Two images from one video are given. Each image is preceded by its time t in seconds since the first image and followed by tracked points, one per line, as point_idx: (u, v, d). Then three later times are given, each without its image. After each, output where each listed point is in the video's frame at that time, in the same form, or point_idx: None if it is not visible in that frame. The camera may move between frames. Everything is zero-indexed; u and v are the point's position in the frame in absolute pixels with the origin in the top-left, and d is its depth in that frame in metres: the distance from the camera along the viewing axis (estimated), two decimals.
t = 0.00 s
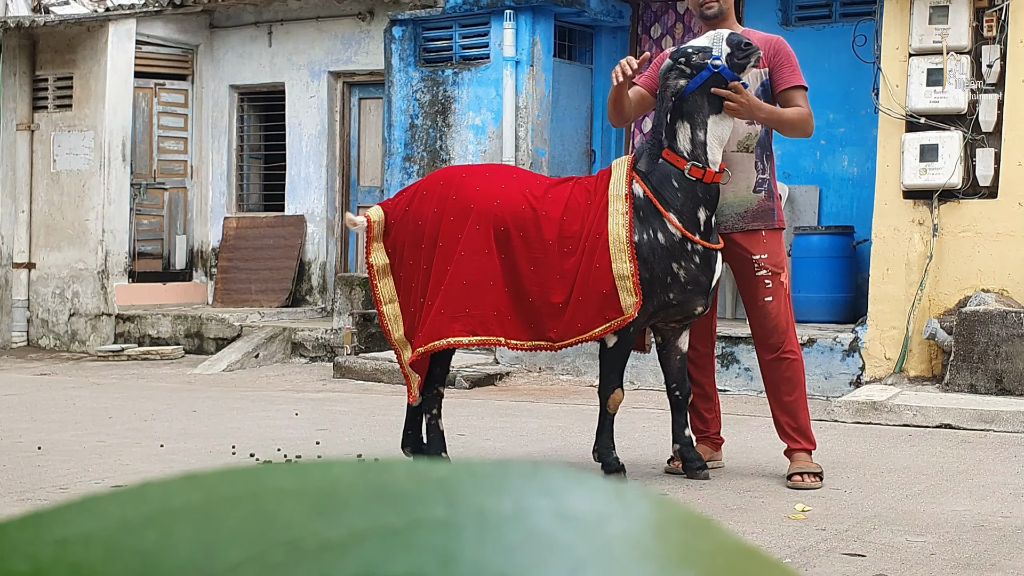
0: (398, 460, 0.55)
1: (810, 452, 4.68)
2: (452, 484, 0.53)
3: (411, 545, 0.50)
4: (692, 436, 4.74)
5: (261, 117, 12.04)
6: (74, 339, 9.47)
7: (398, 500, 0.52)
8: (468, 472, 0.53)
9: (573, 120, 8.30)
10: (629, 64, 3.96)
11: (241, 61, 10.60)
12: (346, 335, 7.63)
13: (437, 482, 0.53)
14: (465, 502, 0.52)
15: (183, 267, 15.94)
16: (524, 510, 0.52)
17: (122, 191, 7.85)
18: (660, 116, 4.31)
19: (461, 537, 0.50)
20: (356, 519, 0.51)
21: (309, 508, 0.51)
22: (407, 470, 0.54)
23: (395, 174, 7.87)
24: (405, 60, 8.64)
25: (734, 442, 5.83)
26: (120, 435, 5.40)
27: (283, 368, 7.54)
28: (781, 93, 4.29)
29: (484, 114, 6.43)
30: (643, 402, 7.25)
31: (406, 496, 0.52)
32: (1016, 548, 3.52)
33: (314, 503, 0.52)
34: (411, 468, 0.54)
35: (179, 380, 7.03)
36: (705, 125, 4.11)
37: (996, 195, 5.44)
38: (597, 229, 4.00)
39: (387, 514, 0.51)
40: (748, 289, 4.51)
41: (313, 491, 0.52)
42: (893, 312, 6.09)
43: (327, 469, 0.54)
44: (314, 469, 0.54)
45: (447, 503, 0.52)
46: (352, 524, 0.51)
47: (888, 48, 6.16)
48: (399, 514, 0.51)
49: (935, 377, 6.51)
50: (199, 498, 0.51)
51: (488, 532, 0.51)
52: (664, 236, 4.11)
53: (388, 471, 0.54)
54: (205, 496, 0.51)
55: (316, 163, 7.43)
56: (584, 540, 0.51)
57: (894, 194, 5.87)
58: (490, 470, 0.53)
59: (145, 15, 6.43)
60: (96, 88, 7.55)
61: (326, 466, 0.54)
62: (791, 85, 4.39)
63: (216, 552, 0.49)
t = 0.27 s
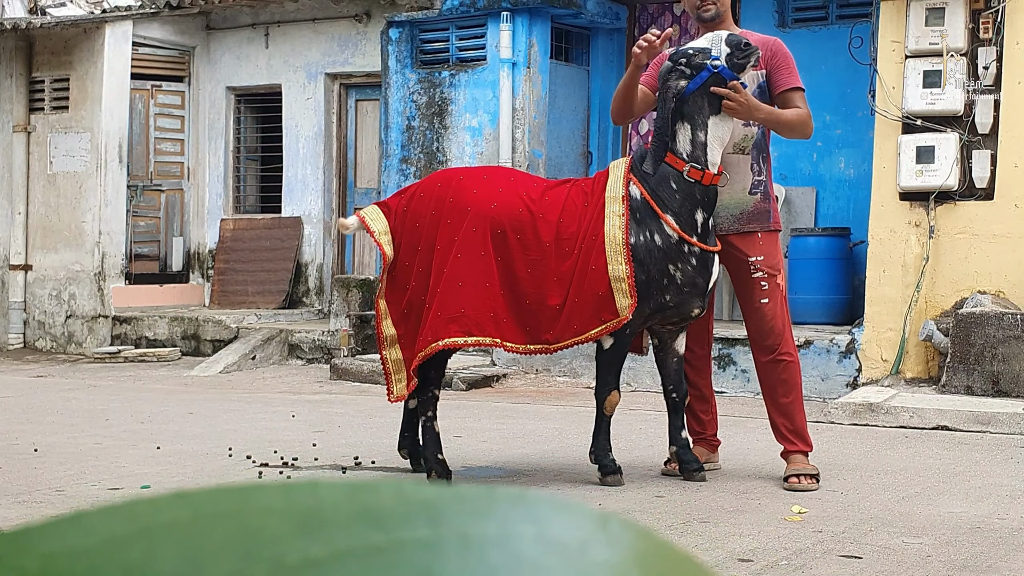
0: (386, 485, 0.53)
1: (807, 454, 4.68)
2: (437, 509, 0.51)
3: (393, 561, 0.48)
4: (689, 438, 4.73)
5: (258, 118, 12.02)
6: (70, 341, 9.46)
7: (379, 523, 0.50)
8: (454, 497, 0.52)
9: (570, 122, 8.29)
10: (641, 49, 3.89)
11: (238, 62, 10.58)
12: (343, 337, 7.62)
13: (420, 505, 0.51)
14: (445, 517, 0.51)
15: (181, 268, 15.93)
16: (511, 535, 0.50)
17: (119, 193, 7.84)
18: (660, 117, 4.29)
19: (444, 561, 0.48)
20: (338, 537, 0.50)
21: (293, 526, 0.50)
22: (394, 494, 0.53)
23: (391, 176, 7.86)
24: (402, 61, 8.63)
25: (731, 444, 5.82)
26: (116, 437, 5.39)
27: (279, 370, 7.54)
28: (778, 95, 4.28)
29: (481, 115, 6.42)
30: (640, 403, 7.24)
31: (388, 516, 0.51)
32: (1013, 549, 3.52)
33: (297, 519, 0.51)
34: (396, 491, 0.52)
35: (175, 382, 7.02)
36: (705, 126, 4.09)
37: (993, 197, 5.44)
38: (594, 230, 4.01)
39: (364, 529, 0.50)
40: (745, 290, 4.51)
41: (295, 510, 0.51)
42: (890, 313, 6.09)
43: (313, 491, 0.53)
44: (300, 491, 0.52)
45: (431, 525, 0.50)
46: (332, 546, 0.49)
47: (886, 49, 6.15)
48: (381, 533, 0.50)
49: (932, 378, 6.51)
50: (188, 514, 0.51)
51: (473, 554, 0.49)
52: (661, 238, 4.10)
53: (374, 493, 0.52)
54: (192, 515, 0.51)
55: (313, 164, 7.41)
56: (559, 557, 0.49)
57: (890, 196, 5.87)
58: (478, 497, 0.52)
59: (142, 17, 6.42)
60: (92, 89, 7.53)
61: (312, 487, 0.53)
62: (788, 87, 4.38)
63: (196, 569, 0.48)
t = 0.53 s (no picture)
0: (376, 494, 0.49)
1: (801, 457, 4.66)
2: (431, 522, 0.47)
3: None
4: (683, 440, 4.72)
5: (252, 121, 12.00)
6: (63, 344, 9.43)
7: (369, 541, 0.47)
8: (445, 505, 0.48)
9: (564, 125, 8.27)
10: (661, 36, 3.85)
11: (232, 65, 10.56)
12: (337, 341, 7.61)
13: (416, 521, 0.47)
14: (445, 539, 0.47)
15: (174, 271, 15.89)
16: (504, 552, 0.47)
17: (112, 196, 7.82)
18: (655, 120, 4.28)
19: None
20: (328, 555, 0.46)
21: (281, 543, 0.47)
22: (385, 500, 0.49)
23: (385, 178, 7.85)
24: (396, 64, 8.61)
25: (726, 447, 5.81)
26: (109, 440, 5.36)
27: (273, 372, 7.52)
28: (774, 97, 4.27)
29: (475, 118, 6.40)
30: (635, 406, 7.23)
31: (381, 535, 0.47)
32: (1007, 553, 3.51)
33: (285, 534, 0.47)
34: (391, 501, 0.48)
35: (169, 386, 7.00)
36: (701, 127, 4.09)
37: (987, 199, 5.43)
38: (588, 233, 4.00)
39: (361, 550, 0.46)
40: (739, 294, 4.50)
41: (287, 524, 0.47)
42: (884, 316, 6.09)
43: (303, 500, 0.48)
44: (289, 500, 0.48)
45: (422, 540, 0.47)
46: (323, 564, 0.46)
47: (880, 51, 6.14)
48: (373, 550, 0.46)
49: (927, 381, 6.50)
50: (172, 525, 0.47)
51: (467, 570, 0.46)
52: (657, 240, 4.09)
53: (365, 501, 0.48)
54: (174, 530, 0.47)
55: (307, 167, 7.40)
56: (563, 574, 0.45)
57: (885, 198, 5.86)
58: (468, 505, 0.48)
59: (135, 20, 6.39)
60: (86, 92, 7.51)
61: (300, 496, 0.49)
62: (784, 89, 4.37)
63: None
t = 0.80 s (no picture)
0: (371, 522, 0.48)
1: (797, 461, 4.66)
2: (427, 556, 0.46)
3: None
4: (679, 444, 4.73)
5: (248, 124, 12.00)
6: (59, 348, 9.43)
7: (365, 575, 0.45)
8: (441, 537, 0.47)
9: (560, 129, 8.29)
10: (679, 32, 3.86)
11: (229, 69, 10.57)
12: (333, 345, 7.62)
13: (411, 550, 0.46)
14: (437, 570, 0.44)
15: (171, 275, 15.89)
16: None
17: (108, 199, 7.82)
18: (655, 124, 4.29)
19: None
20: None
21: None
22: (381, 531, 0.47)
23: (381, 182, 7.85)
24: (393, 67, 8.62)
25: (721, 451, 5.82)
26: (105, 444, 5.36)
27: (269, 376, 7.52)
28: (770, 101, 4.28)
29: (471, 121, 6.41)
30: (630, 410, 7.24)
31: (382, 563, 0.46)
32: (1001, 557, 3.52)
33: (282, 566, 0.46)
34: (384, 532, 0.46)
35: (165, 390, 7.00)
36: (698, 129, 4.09)
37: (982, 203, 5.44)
38: (585, 237, 4.01)
39: None
40: (734, 297, 4.51)
41: (280, 556, 0.46)
42: (879, 320, 6.10)
43: (293, 531, 0.47)
44: (279, 531, 0.47)
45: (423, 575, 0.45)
46: None
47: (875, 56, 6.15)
48: None
49: (922, 384, 6.51)
50: (162, 562, 0.46)
51: None
52: (653, 244, 4.08)
53: (360, 532, 0.47)
54: (166, 563, 0.46)
55: (303, 170, 7.40)
56: None
57: (880, 202, 5.87)
58: (466, 533, 0.47)
59: (132, 24, 6.40)
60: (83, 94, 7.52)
61: (295, 527, 0.48)
62: (780, 93, 4.38)
63: None
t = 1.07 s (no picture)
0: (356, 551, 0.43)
1: (790, 466, 4.65)
2: None
3: None
4: (672, 449, 4.72)
5: (241, 128, 12.00)
6: (52, 352, 9.43)
7: None
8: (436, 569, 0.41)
9: (553, 133, 8.29)
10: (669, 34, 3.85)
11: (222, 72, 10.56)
12: (327, 348, 7.61)
13: None
14: None
15: (164, 278, 15.88)
16: None
17: (101, 203, 7.81)
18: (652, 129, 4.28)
19: None
20: None
21: None
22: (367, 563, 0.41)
23: (374, 185, 7.85)
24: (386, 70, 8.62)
25: (714, 455, 5.81)
26: (97, 449, 5.35)
27: (263, 380, 7.51)
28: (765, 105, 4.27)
29: (464, 125, 6.40)
30: (624, 415, 7.23)
31: None
32: (995, 561, 3.52)
33: None
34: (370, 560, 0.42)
35: (158, 394, 6.99)
36: (693, 131, 4.08)
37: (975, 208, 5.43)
38: (579, 242, 4.00)
39: None
40: (728, 301, 4.50)
41: None
42: (873, 324, 6.10)
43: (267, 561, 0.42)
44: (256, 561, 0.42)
45: None
46: None
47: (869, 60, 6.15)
48: None
49: (915, 388, 6.51)
50: None
51: None
52: (648, 249, 4.06)
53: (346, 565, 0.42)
54: None
55: (296, 173, 7.39)
56: None
57: (873, 206, 5.87)
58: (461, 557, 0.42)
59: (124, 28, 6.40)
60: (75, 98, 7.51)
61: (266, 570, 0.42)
62: (775, 98, 4.37)
63: None
